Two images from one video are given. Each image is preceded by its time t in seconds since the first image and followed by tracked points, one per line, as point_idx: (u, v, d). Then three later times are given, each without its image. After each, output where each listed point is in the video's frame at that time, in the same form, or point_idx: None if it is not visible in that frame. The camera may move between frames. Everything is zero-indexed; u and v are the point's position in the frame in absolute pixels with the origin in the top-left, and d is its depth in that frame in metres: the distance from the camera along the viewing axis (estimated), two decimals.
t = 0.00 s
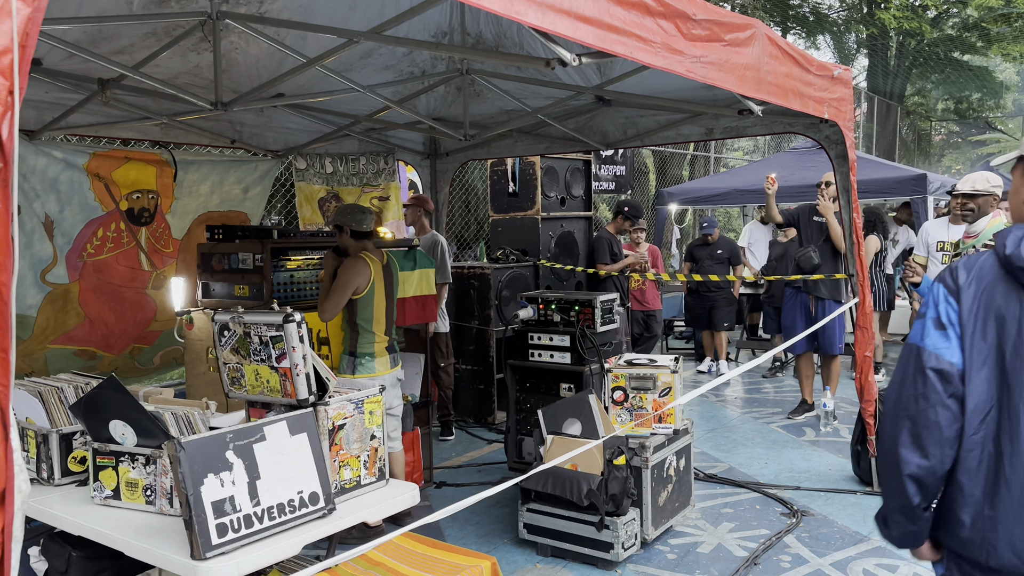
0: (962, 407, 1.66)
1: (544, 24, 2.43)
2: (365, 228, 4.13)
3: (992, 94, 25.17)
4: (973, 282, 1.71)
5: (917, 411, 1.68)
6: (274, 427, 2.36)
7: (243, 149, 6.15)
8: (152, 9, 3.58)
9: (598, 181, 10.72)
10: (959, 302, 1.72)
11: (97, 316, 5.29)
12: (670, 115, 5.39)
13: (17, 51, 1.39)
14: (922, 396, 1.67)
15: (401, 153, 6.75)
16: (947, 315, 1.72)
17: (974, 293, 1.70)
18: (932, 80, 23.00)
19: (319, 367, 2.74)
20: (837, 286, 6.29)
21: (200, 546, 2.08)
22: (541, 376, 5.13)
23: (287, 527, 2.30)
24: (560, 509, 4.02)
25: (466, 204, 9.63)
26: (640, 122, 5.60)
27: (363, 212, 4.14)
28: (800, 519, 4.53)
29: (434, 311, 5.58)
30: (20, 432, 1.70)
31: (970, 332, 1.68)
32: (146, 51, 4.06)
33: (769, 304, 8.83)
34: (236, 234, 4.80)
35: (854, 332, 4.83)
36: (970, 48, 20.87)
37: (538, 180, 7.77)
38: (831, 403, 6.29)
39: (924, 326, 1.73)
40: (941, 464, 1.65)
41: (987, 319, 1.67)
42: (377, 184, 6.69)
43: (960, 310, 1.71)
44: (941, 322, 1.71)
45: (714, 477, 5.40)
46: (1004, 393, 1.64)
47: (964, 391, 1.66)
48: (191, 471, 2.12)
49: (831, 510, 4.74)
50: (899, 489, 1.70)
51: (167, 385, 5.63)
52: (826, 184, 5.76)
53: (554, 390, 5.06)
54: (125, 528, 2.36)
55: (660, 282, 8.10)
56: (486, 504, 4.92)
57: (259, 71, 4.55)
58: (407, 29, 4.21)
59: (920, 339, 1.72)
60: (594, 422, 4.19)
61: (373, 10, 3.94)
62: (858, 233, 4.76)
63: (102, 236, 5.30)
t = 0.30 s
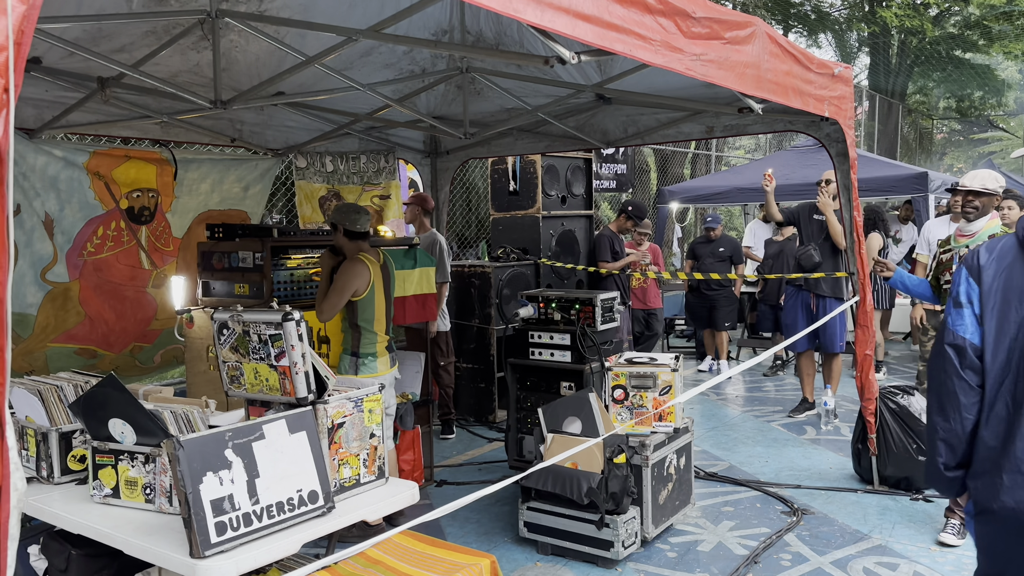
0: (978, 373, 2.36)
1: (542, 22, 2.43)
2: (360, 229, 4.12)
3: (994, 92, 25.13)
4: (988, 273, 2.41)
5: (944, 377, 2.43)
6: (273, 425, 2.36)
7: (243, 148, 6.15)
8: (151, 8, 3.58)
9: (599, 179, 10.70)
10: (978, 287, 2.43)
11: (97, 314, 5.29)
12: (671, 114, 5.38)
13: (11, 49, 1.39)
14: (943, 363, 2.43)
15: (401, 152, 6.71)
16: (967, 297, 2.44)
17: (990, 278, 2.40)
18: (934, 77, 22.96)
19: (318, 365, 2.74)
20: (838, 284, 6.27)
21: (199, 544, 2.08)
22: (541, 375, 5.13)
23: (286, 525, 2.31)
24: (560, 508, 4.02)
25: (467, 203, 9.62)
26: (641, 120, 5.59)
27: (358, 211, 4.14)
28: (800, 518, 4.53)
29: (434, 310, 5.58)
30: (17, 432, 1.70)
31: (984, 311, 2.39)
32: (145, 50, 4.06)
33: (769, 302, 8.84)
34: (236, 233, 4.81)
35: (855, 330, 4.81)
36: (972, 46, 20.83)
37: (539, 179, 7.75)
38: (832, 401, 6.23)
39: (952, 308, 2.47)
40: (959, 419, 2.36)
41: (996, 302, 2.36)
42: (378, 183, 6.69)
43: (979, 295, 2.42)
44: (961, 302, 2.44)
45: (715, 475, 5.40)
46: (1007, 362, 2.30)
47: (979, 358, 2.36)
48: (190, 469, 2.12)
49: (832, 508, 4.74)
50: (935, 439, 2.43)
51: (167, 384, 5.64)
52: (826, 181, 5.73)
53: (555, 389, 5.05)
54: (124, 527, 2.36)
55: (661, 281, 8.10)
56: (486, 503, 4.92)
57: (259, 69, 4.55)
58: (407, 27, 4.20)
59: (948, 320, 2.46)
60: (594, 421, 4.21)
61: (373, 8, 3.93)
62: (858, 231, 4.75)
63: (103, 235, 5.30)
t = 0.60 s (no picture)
0: (986, 371, 2.63)
1: (542, 21, 2.42)
2: (350, 230, 4.13)
3: (994, 90, 25.07)
4: (992, 280, 2.66)
5: (956, 375, 2.69)
6: (271, 424, 2.36)
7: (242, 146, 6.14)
8: (151, 6, 3.57)
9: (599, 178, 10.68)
10: (984, 293, 2.68)
11: (97, 313, 5.29)
12: (671, 112, 5.38)
13: (10, 47, 1.40)
14: (956, 364, 2.70)
15: (401, 150, 6.69)
16: (974, 303, 2.69)
17: (994, 285, 2.66)
18: (935, 76, 22.93)
19: (317, 364, 2.74)
20: (838, 283, 6.26)
21: (198, 543, 2.08)
22: (541, 373, 5.13)
23: (285, 524, 2.30)
24: (560, 506, 4.02)
25: (467, 202, 9.62)
26: (640, 119, 5.59)
27: (350, 212, 4.14)
28: (800, 516, 4.53)
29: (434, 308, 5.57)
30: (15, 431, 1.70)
31: (990, 315, 2.65)
32: (145, 49, 4.06)
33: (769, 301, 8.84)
34: (236, 232, 4.81)
35: (854, 329, 4.81)
36: (972, 44, 20.81)
37: (539, 178, 7.75)
38: (832, 400, 6.24)
39: (961, 312, 2.73)
40: (970, 413, 2.64)
41: (1000, 307, 2.62)
42: (378, 182, 6.68)
43: (985, 300, 2.67)
44: (968, 308, 2.70)
45: (714, 474, 5.40)
46: (1011, 360, 2.57)
47: (987, 358, 2.63)
48: (189, 468, 2.12)
49: (831, 507, 4.74)
50: (950, 430, 2.70)
51: (167, 383, 5.64)
52: (824, 180, 5.74)
53: (554, 388, 5.05)
54: (123, 525, 2.36)
55: (661, 280, 8.09)
56: (485, 501, 4.92)
57: (258, 67, 4.55)
58: (406, 26, 4.20)
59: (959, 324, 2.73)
60: (593, 419, 4.21)
61: (373, 7, 3.93)
62: (858, 230, 4.74)
63: (102, 234, 5.29)
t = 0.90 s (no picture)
0: (992, 351, 2.76)
1: (541, 20, 2.41)
2: (340, 233, 4.13)
3: (993, 90, 25.03)
4: (996, 270, 2.77)
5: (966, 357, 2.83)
6: (271, 423, 2.36)
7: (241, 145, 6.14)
8: (150, 6, 3.57)
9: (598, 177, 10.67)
10: (989, 281, 2.80)
11: (96, 313, 5.29)
12: (670, 111, 5.38)
13: (10, 47, 1.39)
14: (966, 346, 2.83)
15: (401, 149, 6.69)
16: (980, 291, 2.82)
17: (998, 273, 2.77)
18: (934, 75, 22.92)
19: (317, 363, 2.74)
20: (837, 282, 6.26)
21: (198, 543, 2.08)
22: (540, 373, 5.13)
23: (285, 524, 2.30)
24: (560, 506, 4.02)
25: (467, 201, 9.61)
26: (640, 118, 5.59)
27: (340, 215, 4.15)
28: (799, 516, 4.54)
29: (434, 308, 5.56)
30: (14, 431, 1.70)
31: (995, 302, 2.77)
32: (144, 48, 4.06)
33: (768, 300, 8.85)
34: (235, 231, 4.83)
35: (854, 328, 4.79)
36: (971, 43, 20.79)
37: (538, 176, 7.75)
38: (831, 399, 6.26)
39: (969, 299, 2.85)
40: (978, 389, 2.78)
41: (1003, 294, 2.74)
42: (377, 181, 6.64)
43: (990, 288, 2.79)
44: (974, 295, 2.83)
45: (714, 473, 5.40)
46: (1017, 341, 2.67)
47: (993, 340, 2.76)
48: (189, 468, 2.12)
49: (831, 506, 4.75)
50: (959, 406, 2.84)
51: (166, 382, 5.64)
52: (822, 179, 5.73)
53: (554, 387, 5.05)
54: (123, 525, 2.36)
55: (661, 279, 8.10)
56: (484, 501, 4.93)
57: (258, 67, 4.54)
58: (406, 25, 4.20)
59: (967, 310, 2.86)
60: (593, 419, 4.20)
61: (373, 7, 3.93)
62: (858, 229, 4.72)
63: (101, 233, 5.29)
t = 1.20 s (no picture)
0: (1013, 339, 2.98)
1: (541, 19, 2.41)
2: (348, 231, 4.12)
3: (990, 90, 25.04)
4: (1019, 263, 2.98)
5: (991, 346, 3.05)
6: (270, 423, 2.35)
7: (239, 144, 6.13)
8: (149, 5, 3.56)
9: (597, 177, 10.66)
10: (1012, 275, 3.01)
11: (94, 312, 5.28)
12: (669, 111, 5.38)
13: (9, 46, 1.39)
14: (990, 336, 3.04)
15: (399, 149, 6.68)
16: (1004, 285, 3.03)
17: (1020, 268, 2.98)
18: (932, 75, 22.90)
19: (316, 363, 2.74)
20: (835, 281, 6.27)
21: (197, 542, 2.08)
22: (539, 372, 5.13)
23: (284, 523, 2.30)
24: (559, 505, 4.02)
25: (465, 200, 9.60)
26: (638, 117, 5.58)
27: (349, 213, 4.13)
28: (798, 515, 4.54)
29: (433, 307, 5.56)
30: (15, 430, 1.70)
31: (1018, 293, 2.97)
32: (143, 47, 4.05)
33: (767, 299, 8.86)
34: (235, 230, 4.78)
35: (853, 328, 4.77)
36: (969, 43, 20.78)
37: (536, 176, 7.75)
38: (829, 399, 6.27)
39: (993, 292, 3.06)
40: (1004, 375, 2.97)
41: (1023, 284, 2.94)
42: (376, 180, 6.68)
43: (1012, 281, 3.00)
44: (999, 289, 3.03)
45: (712, 472, 5.41)
46: None
47: (1015, 329, 2.97)
48: (188, 467, 2.12)
49: (829, 505, 4.75)
50: (982, 392, 3.04)
51: (164, 381, 5.62)
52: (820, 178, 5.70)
53: (552, 386, 5.05)
54: (121, 524, 2.36)
55: (660, 278, 8.09)
56: (483, 500, 4.93)
57: (256, 66, 4.54)
58: (405, 24, 4.20)
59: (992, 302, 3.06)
60: (592, 417, 4.15)
61: (372, 6, 3.93)
62: (856, 228, 4.72)
63: (99, 233, 5.28)
